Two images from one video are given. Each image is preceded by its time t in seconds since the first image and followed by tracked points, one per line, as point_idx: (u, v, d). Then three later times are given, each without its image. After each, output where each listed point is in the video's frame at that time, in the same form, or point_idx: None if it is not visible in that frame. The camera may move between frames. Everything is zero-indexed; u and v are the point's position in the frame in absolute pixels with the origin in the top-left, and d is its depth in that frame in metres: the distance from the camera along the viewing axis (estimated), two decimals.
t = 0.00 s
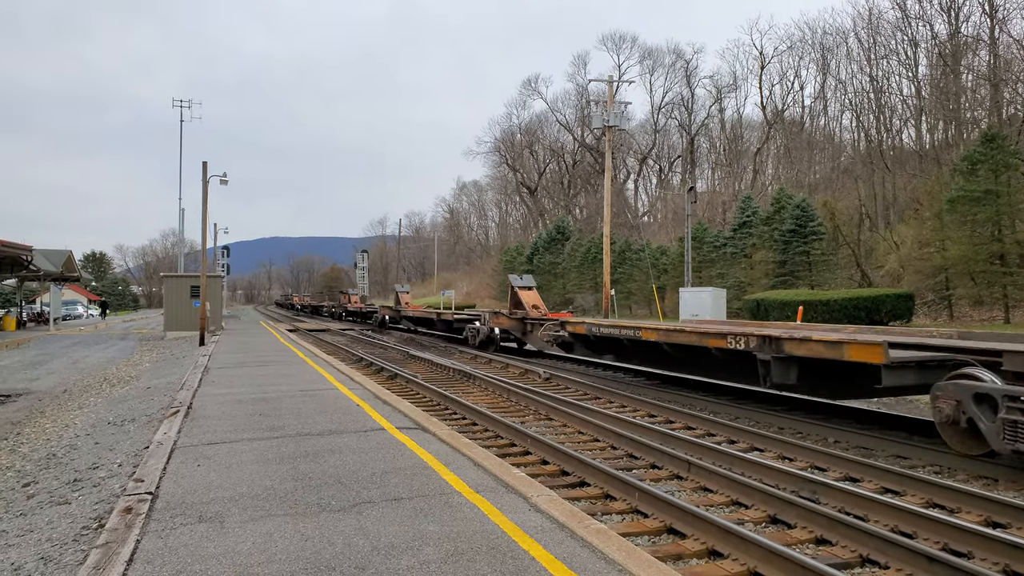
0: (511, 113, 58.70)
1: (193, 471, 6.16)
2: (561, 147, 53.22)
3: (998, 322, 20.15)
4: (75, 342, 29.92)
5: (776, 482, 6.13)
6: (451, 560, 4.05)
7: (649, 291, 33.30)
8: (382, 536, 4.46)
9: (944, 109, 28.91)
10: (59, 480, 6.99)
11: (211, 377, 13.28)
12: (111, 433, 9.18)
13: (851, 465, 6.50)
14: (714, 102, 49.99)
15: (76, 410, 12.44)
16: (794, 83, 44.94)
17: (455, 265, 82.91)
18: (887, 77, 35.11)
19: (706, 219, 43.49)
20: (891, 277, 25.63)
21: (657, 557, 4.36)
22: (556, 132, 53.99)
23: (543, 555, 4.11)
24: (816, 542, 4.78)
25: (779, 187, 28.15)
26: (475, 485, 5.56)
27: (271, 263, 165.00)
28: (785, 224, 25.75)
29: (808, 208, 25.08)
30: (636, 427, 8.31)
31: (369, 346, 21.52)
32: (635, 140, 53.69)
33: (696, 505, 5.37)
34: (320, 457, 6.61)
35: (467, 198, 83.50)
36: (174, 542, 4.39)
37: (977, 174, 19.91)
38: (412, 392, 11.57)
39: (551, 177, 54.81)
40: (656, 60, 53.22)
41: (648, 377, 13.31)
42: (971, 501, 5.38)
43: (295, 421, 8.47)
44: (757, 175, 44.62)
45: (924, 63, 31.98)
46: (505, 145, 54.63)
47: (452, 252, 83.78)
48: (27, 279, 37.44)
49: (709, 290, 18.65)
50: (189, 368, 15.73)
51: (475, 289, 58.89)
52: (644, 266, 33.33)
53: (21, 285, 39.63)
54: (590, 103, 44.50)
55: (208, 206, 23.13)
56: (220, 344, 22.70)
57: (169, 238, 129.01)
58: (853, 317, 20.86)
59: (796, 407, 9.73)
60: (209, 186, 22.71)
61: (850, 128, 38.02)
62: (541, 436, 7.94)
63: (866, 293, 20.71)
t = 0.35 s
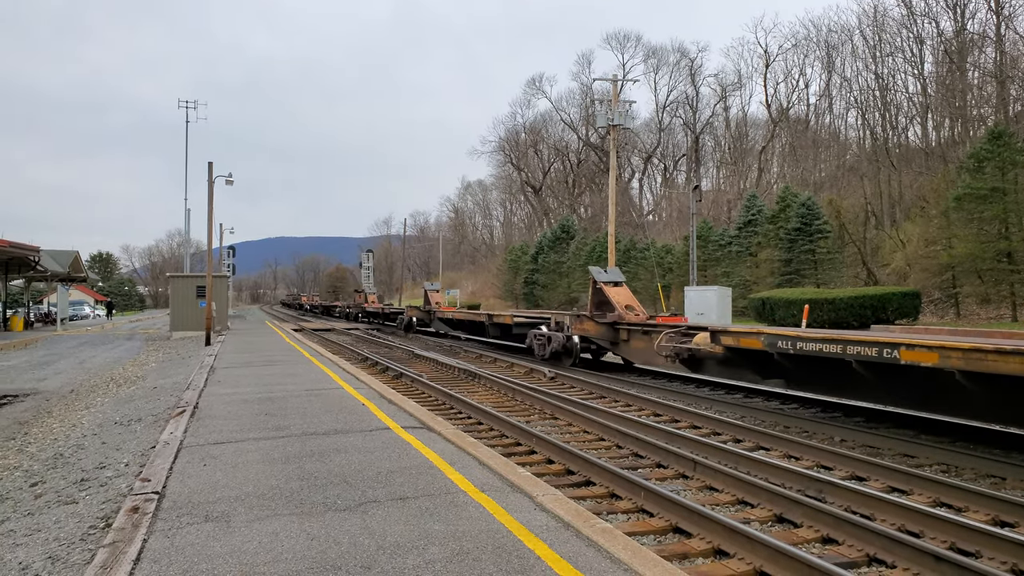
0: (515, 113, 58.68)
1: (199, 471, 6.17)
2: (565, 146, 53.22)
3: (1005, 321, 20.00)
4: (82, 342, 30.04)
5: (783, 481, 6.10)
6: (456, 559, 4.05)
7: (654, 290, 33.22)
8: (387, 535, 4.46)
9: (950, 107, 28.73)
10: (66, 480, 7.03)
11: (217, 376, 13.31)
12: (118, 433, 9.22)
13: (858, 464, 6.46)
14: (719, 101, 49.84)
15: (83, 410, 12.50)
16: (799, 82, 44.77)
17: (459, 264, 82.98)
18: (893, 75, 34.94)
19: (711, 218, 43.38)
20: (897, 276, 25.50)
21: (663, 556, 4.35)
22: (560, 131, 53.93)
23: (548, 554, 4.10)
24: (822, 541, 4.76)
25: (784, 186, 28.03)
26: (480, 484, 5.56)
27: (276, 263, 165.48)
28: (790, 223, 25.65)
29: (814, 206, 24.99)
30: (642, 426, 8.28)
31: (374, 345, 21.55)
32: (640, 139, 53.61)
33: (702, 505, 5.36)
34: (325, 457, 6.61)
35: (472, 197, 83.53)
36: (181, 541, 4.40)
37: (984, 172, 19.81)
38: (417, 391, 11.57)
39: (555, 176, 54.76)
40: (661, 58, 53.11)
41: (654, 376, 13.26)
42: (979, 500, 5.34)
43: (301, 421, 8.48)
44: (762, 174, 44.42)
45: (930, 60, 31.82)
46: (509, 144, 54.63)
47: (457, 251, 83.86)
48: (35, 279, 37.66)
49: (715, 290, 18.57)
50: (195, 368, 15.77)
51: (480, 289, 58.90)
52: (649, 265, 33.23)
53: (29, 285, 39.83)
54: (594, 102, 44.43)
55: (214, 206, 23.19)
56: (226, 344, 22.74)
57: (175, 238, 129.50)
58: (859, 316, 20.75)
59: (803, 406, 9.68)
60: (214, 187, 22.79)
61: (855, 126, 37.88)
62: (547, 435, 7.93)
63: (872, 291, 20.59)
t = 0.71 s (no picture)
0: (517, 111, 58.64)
1: (203, 469, 6.16)
2: (567, 145, 53.13)
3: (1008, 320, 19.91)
4: (85, 341, 30.07)
5: (785, 480, 6.07)
6: (458, 558, 4.03)
7: (657, 289, 33.17)
8: (390, 534, 4.44)
9: (953, 106, 28.64)
10: (69, 478, 7.03)
11: (219, 375, 13.28)
12: (121, 432, 9.21)
13: (861, 463, 6.43)
14: (722, 99, 49.75)
15: (85, 409, 12.49)
16: (801, 81, 44.67)
17: (462, 263, 82.99)
18: (896, 74, 34.83)
19: (714, 217, 43.33)
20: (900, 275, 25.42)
21: (665, 555, 4.33)
22: (563, 130, 53.88)
23: (550, 552, 4.09)
24: (824, 540, 4.73)
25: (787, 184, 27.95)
26: (482, 483, 5.54)
27: (279, 262, 165.58)
28: (793, 221, 25.60)
29: (816, 205, 24.94)
30: (645, 425, 8.25)
31: (377, 344, 21.54)
32: (642, 138, 53.51)
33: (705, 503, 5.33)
34: (328, 455, 6.59)
35: (474, 196, 83.51)
36: (184, 539, 4.39)
37: (986, 171, 19.75)
38: (419, 390, 11.57)
39: (558, 175, 54.72)
40: (663, 57, 53.03)
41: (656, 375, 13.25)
42: (981, 499, 5.31)
43: (303, 420, 8.45)
44: (764, 173, 44.27)
45: (934, 59, 31.71)
46: (511, 143, 54.60)
47: (459, 250, 83.87)
48: (37, 278, 37.72)
49: (718, 288, 18.54)
50: (198, 367, 15.77)
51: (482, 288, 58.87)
52: (652, 264, 33.16)
53: (32, 284, 39.86)
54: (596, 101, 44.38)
55: (216, 205, 23.18)
56: (228, 343, 22.74)
57: (177, 237, 129.63)
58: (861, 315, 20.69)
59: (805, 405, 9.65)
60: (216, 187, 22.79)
61: (858, 125, 37.84)
62: (549, 434, 7.90)
63: (874, 291, 20.50)
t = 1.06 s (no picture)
0: (519, 111, 58.64)
1: (205, 468, 6.15)
2: (569, 145, 53.13)
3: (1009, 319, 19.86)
4: (87, 340, 30.12)
5: (787, 480, 6.07)
6: (460, 557, 4.04)
7: (659, 288, 33.18)
8: (392, 533, 4.44)
9: (956, 105, 28.57)
10: (72, 476, 7.03)
11: (222, 374, 13.31)
12: (123, 430, 9.22)
13: (863, 462, 6.43)
14: (724, 99, 49.72)
15: (88, 408, 12.52)
16: (803, 80, 44.62)
17: (464, 262, 83.04)
18: (898, 73, 34.80)
19: (716, 216, 43.31)
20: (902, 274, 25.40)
21: (668, 554, 4.33)
22: (565, 129, 53.90)
23: (552, 551, 4.08)
24: (826, 540, 4.72)
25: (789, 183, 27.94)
26: (484, 482, 5.53)
27: (280, 261, 165.70)
28: (795, 221, 25.58)
29: (819, 204, 24.93)
30: (646, 425, 8.25)
31: (379, 343, 21.59)
32: (644, 137, 53.49)
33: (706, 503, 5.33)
34: (330, 455, 6.59)
35: (477, 196, 83.52)
36: (186, 538, 4.39)
37: (989, 170, 19.71)
38: (421, 389, 11.58)
39: (560, 174, 54.72)
40: (665, 56, 52.97)
41: (658, 374, 13.27)
42: (983, 499, 5.30)
43: (305, 419, 8.45)
44: (766, 172, 44.12)
45: (936, 58, 31.66)
46: (513, 142, 54.61)
47: (460, 249, 83.87)
48: (40, 277, 37.77)
49: (720, 287, 18.53)
50: (200, 366, 15.80)
51: (484, 287, 58.90)
52: (654, 263, 33.15)
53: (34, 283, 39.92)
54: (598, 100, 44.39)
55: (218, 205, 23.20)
56: (230, 342, 22.75)
57: (180, 236, 129.79)
58: (863, 314, 20.65)
59: (807, 405, 9.61)
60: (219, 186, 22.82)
61: (860, 124, 37.80)
62: (551, 433, 7.90)
63: (877, 290, 20.46)
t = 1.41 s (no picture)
0: (520, 111, 58.60)
1: (205, 468, 6.14)
2: (570, 145, 53.15)
3: (1010, 320, 19.84)
4: (87, 339, 30.11)
5: (788, 480, 6.05)
6: (461, 557, 4.02)
7: (659, 288, 33.17)
8: (393, 533, 4.43)
9: (956, 106, 28.53)
10: (72, 476, 7.03)
11: (222, 373, 13.31)
12: (123, 430, 9.23)
13: (863, 463, 6.41)
14: (724, 99, 49.71)
15: (88, 407, 12.50)
16: (804, 80, 44.61)
17: (464, 262, 83.05)
18: (898, 73, 34.80)
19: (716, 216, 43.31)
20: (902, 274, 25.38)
21: (668, 555, 4.32)
22: (566, 129, 53.90)
23: (552, 552, 4.08)
24: (827, 541, 4.71)
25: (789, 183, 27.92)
26: (485, 482, 5.53)
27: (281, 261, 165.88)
28: (795, 221, 25.57)
29: (819, 204, 24.93)
30: (647, 425, 8.24)
31: (379, 343, 21.60)
32: (645, 137, 53.50)
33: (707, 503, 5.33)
34: (331, 455, 6.58)
35: (477, 196, 83.59)
36: (186, 537, 4.39)
37: (989, 171, 19.71)
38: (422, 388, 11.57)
39: (561, 174, 54.71)
40: (666, 57, 52.95)
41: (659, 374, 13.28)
42: (984, 499, 5.29)
43: (306, 418, 8.44)
44: (767, 172, 44.05)
45: (936, 59, 31.66)
46: (514, 142, 54.62)
47: (461, 249, 83.81)
48: (41, 276, 37.79)
49: (720, 287, 18.52)
50: (200, 365, 15.83)
51: (485, 287, 58.91)
52: (654, 263, 33.14)
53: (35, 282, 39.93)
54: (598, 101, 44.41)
55: (219, 204, 23.22)
56: (230, 341, 22.73)
57: (181, 235, 129.88)
58: (864, 314, 20.62)
59: (808, 405, 9.61)
60: (219, 185, 22.82)
61: (861, 125, 37.82)
62: (551, 433, 7.89)
63: (877, 290, 20.44)
